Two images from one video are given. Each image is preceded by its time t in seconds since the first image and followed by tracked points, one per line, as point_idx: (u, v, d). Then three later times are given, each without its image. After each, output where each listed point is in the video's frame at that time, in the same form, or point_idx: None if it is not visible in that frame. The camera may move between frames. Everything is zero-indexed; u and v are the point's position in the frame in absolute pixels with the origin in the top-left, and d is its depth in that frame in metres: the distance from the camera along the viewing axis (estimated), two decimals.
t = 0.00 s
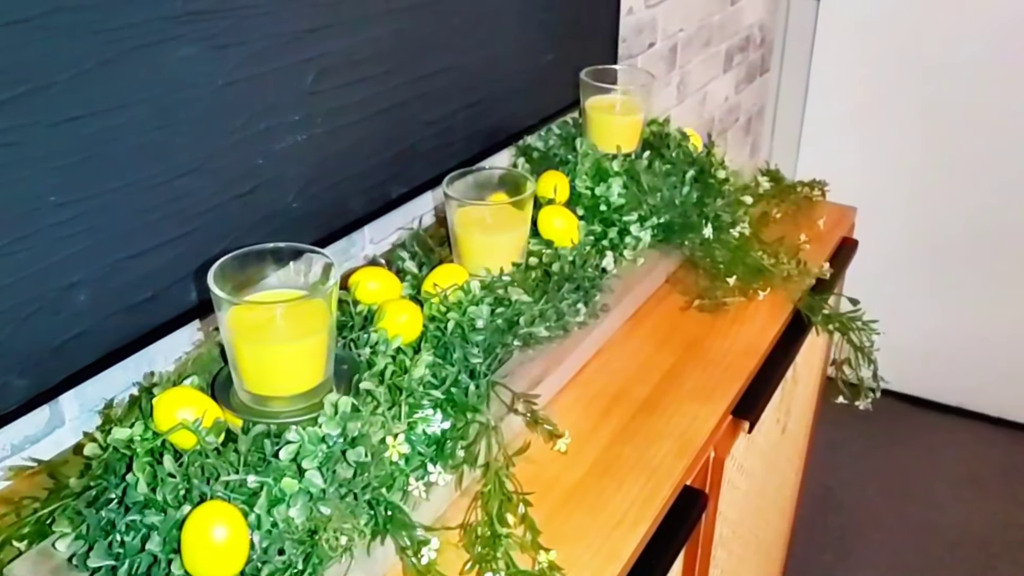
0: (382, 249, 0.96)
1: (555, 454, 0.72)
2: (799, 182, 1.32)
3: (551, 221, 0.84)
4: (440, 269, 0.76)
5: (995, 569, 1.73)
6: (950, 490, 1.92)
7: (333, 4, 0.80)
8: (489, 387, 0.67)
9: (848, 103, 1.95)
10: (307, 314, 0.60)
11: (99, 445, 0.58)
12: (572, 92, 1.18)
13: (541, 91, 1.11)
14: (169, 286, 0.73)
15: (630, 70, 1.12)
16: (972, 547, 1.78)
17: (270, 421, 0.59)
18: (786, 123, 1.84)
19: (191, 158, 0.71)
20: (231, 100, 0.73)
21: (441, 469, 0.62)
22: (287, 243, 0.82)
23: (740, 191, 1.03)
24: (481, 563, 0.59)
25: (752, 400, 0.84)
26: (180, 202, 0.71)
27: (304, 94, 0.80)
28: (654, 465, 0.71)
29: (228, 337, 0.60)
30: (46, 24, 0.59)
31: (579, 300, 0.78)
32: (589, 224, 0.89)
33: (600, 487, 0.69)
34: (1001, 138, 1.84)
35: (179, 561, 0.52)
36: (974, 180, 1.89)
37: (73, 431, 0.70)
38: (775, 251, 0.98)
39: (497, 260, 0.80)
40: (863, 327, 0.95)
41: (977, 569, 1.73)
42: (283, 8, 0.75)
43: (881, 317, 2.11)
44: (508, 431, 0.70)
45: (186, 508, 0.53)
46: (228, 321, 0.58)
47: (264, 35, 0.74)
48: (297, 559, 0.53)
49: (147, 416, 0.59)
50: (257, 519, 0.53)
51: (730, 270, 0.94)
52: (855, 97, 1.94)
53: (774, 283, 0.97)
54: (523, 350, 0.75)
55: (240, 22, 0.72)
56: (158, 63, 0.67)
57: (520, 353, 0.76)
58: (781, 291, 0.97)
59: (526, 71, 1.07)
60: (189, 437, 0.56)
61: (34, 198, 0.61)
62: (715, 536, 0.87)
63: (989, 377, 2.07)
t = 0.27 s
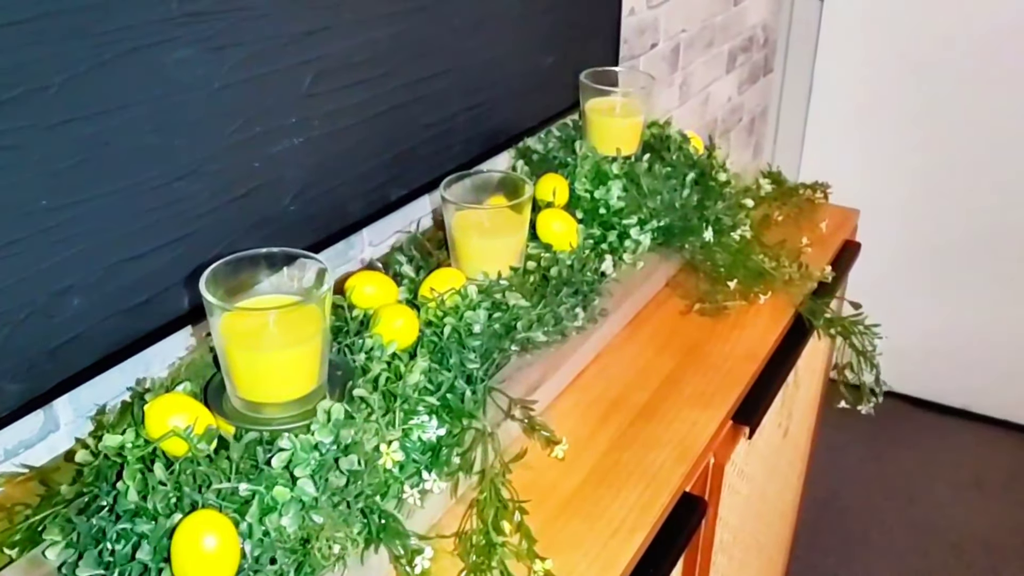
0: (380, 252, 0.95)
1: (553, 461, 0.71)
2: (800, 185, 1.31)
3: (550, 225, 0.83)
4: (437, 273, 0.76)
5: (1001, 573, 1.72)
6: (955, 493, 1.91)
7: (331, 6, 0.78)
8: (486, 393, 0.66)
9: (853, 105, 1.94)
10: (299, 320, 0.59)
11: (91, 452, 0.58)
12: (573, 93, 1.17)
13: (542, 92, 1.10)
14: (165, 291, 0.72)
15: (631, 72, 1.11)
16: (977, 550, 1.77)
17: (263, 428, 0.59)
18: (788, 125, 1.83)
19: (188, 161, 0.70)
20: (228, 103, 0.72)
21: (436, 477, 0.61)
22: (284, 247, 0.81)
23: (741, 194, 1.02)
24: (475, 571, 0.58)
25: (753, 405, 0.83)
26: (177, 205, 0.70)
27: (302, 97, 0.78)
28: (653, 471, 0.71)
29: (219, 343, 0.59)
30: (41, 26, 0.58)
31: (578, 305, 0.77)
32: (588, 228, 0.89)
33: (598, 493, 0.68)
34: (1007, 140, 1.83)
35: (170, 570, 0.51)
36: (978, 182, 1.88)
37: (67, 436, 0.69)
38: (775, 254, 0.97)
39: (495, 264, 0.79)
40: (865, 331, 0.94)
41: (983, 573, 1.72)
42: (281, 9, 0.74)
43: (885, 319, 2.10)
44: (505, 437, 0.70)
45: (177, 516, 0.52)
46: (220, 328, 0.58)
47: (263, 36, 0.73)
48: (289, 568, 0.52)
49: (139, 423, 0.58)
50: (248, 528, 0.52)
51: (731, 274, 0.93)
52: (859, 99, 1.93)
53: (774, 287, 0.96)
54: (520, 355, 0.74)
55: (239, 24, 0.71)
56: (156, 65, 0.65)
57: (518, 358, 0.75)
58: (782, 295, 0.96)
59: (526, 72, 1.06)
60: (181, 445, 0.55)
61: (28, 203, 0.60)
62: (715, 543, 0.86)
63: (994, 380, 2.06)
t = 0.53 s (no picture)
0: (380, 252, 0.94)
1: (553, 463, 0.70)
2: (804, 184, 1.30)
3: (551, 225, 0.83)
4: (436, 273, 0.75)
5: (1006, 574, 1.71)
6: (959, 494, 1.90)
7: (329, 4, 0.78)
8: (485, 394, 0.65)
9: (858, 104, 1.93)
10: (296, 321, 0.58)
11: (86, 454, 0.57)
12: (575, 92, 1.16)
13: (543, 92, 1.10)
14: (162, 291, 0.71)
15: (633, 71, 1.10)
16: (981, 551, 1.76)
17: (259, 431, 0.58)
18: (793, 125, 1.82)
19: (184, 160, 0.69)
20: (224, 101, 0.71)
21: (434, 479, 0.60)
22: (283, 247, 0.80)
23: (744, 194, 1.02)
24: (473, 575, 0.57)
25: (756, 406, 0.83)
26: (174, 205, 0.69)
27: (300, 95, 0.78)
28: (654, 473, 0.70)
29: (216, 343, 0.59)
30: (34, 23, 0.57)
31: (579, 306, 0.77)
32: (590, 228, 0.88)
33: (599, 496, 0.68)
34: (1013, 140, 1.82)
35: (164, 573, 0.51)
36: (983, 182, 1.87)
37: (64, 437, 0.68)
38: (779, 255, 0.96)
39: (496, 264, 0.78)
40: (869, 332, 0.94)
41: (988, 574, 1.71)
42: (278, 8, 0.73)
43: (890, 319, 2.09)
44: (504, 439, 0.69)
45: (171, 519, 0.52)
46: (216, 328, 0.57)
47: (260, 35, 0.72)
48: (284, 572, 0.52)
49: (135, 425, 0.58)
50: (243, 531, 0.52)
51: (734, 274, 0.93)
52: (863, 98, 1.92)
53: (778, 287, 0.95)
54: (520, 356, 0.73)
55: (236, 22, 0.70)
56: (151, 63, 0.65)
57: (518, 359, 0.74)
58: (786, 295, 0.95)
59: (528, 71, 1.05)
60: (176, 447, 0.54)
61: (21, 202, 0.59)
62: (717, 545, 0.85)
63: (999, 380, 2.05)
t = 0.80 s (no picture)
0: (380, 253, 0.95)
1: (553, 465, 0.70)
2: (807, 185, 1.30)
3: (551, 225, 0.82)
4: (436, 274, 0.74)
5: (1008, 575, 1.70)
6: (962, 494, 1.89)
7: (329, 4, 0.77)
8: (485, 396, 0.65)
9: (861, 105, 1.92)
10: (295, 323, 0.58)
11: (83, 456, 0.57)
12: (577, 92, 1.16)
13: (545, 91, 1.09)
14: (161, 292, 0.71)
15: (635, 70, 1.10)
16: (984, 552, 1.76)
17: (257, 434, 0.58)
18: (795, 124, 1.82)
19: (183, 160, 0.69)
20: (223, 102, 0.71)
21: (432, 483, 0.60)
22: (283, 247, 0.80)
23: (747, 194, 1.01)
24: None
25: (757, 408, 0.82)
26: (173, 205, 0.69)
27: (300, 96, 0.77)
28: (655, 476, 0.69)
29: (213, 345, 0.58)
30: (31, 23, 0.57)
31: (580, 307, 0.76)
32: (591, 228, 0.88)
33: (599, 498, 0.67)
34: (1017, 140, 1.81)
35: None
36: (986, 181, 1.87)
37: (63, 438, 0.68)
38: (781, 255, 0.96)
39: (496, 265, 0.78)
40: (872, 333, 0.93)
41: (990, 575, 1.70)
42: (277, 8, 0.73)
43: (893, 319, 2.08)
44: (503, 441, 0.69)
45: (168, 523, 0.51)
46: (214, 330, 0.57)
47: (260, 34, 0.72)
48: None
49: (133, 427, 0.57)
50: (241, 535, 0.52)
51: (736, 275, 0.92)
52: (866, 98, 1.91)
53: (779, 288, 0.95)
54: (520, 358, 0.73)
55: (235, 22, 0.70)
56: (149, 63, 0.64)
57: (518, 361, 0.74)
58: (789, 296, 0.95)
59: (529, 71, 1.05)
60: (173, 449, 0.54)
61: (17, 203, 0.59)
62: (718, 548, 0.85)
63: (1002, 381, 2.04)
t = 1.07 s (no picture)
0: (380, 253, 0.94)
1: (556, 467, 0.70)
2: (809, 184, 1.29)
3: (553, 225, 0.82)
4: (438, 274, 0.74)
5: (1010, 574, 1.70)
6: (963, 494, 1.89)
7: (329, 3, 0.77)
8: (487, 396, 0.65)
9: (863, 105, 1.92)
10: (296, 324, 0.58)
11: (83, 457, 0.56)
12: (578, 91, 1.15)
13: (546, 90, 1.09)
14: (161, 292, 0.70)
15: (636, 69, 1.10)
16: (985, 551, 1.75)
17: (258, 435, 0.57)
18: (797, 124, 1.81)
19: (183, 161, 0.69)
20: (223, 101, 0.70)
21: (433, 484, 0.60)
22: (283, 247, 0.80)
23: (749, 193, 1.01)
24: None
25: (760, 409, 0.82)
26: (173, 205, 0.69)
27: (300, 96, 0.77)
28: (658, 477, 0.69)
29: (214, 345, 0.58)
30: (29, 23, 0.56)
31: (582, 307, 0.76)
32: (593, 228, 0.87)
33: (601, 499, 0.67)
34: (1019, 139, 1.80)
35: None
36: (987, 181, 1.86)
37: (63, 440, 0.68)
38: (783, 255, 0.95)
39: (498, 265, 0.78)
40: (874, 333, 0.93)
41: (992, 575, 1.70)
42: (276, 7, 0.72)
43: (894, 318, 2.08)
44: (505, 442, 0.69)
45: (169, 525, 0.51)
46: (215, 330, 0.57)
47: (259, 33, 0.72)
48: None
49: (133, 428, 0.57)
50: (242, 536, 0.51)
51: (738, 274, 0.92)
52: (868, 97, 1.91)
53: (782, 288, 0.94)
54: (521, 358, 0.73)
55: (234, 21, 0.69)
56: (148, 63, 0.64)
57: (520, 361, 0.73)
58: (791, 296, 0.94)
59: (530, 71, 1.05)
60: (174, 450, 0.54)
61: (16, 204, 0.59)
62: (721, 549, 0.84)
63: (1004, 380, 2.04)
